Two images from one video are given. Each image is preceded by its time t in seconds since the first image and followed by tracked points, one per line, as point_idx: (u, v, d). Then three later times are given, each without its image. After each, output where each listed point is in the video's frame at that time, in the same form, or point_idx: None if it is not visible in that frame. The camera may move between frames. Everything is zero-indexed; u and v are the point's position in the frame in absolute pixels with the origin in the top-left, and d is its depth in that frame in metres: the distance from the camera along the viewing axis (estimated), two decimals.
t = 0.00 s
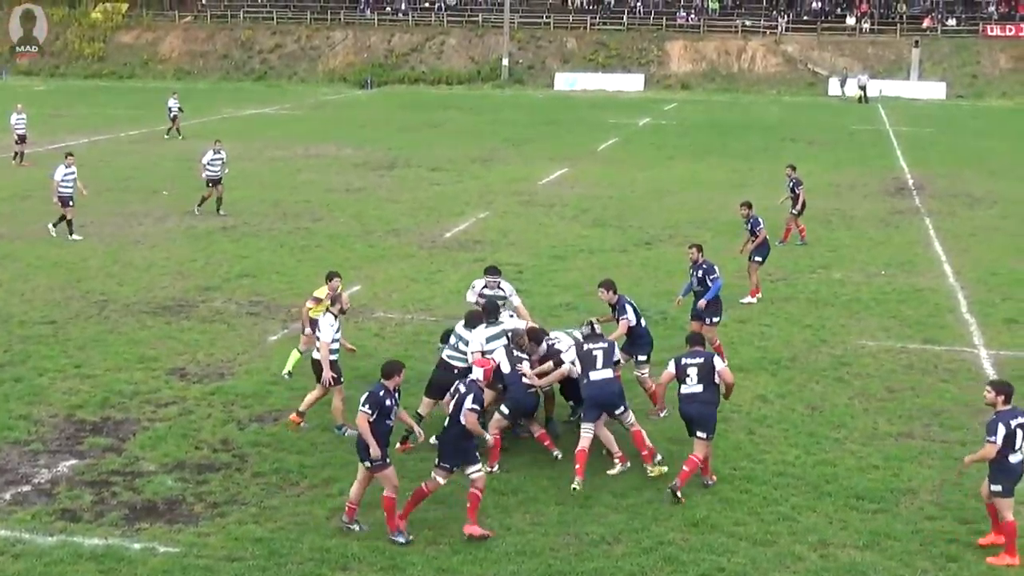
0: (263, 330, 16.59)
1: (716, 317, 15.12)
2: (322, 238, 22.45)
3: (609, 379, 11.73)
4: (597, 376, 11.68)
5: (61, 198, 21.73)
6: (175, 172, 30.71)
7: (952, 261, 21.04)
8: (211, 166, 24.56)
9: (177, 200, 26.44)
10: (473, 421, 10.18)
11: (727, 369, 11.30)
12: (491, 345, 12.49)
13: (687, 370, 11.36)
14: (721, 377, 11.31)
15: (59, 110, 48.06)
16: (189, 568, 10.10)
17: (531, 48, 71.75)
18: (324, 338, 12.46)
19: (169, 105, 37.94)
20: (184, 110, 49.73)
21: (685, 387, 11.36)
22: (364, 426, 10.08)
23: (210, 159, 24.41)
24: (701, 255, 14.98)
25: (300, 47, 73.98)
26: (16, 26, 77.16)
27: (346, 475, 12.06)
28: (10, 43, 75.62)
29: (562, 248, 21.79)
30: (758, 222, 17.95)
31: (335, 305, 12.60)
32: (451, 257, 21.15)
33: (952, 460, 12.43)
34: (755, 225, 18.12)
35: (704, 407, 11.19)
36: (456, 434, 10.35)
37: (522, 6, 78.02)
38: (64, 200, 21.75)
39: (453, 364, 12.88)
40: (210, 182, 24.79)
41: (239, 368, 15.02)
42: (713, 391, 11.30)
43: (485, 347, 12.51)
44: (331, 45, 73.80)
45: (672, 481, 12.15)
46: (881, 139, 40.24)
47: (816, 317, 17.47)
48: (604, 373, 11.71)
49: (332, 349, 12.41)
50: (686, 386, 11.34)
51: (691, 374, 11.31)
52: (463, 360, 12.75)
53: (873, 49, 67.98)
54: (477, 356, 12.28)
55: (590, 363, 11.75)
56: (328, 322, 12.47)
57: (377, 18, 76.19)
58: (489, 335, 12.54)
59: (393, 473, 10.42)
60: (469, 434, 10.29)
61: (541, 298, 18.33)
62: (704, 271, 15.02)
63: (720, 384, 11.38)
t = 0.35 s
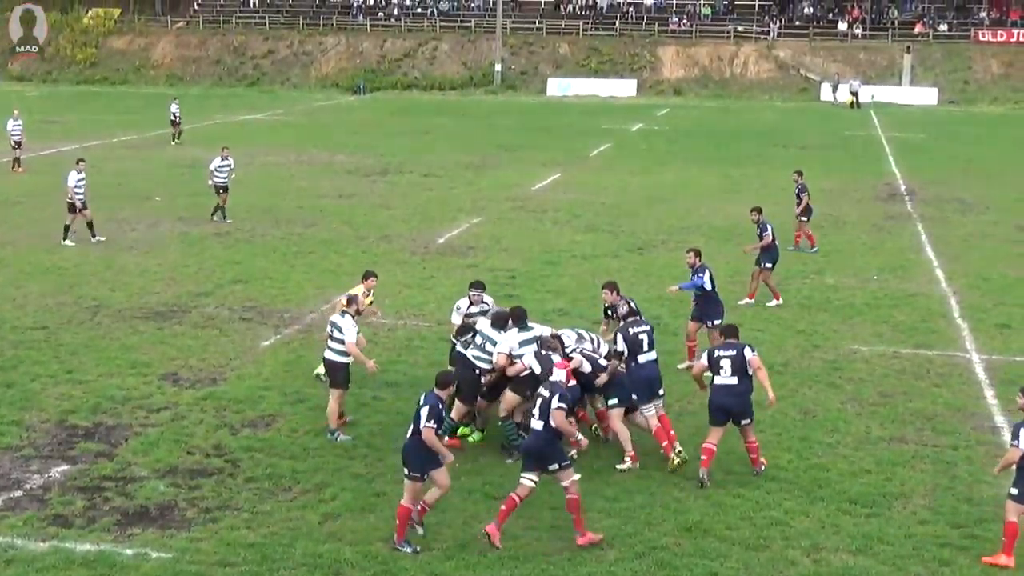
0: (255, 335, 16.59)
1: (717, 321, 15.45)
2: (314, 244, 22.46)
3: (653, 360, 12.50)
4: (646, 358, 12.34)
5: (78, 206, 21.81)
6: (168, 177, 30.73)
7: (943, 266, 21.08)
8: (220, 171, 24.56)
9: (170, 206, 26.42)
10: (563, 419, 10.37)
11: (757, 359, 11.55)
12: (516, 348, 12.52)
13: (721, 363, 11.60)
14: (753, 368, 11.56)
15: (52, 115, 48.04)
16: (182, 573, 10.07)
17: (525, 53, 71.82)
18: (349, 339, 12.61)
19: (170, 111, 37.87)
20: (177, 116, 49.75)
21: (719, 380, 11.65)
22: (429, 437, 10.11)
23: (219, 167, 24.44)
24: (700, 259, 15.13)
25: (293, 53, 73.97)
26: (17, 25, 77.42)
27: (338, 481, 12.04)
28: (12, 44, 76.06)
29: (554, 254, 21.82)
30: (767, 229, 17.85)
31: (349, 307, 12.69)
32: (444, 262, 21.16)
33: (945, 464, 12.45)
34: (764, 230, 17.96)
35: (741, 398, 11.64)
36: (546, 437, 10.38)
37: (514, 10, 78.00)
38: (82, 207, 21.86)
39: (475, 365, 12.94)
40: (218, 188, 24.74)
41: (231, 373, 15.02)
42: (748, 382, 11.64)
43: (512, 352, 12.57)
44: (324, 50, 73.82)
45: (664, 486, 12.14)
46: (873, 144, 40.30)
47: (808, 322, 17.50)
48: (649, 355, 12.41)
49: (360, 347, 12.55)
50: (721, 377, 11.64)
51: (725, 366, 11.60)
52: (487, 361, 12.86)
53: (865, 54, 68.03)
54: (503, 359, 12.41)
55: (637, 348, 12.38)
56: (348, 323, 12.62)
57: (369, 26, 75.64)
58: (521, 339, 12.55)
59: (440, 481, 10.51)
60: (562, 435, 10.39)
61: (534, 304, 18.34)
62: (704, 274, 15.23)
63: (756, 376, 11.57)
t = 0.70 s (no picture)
0: (251, 338, 16.57)
1: (709, 323, 15.51)
2: (309, 247, 22.45)
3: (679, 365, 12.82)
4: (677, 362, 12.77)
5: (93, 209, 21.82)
6: (163, 180, 30.70)
7: (938, 269, 21.11)
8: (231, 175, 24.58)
9: (165, 209, 26.41)
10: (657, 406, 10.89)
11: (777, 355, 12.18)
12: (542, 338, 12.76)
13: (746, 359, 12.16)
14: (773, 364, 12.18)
15: (46, 118, 48.02)
16: None
17: (519, 56, 71.86)
18: (361, 335, 12.76)
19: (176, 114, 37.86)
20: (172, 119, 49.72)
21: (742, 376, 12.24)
22: (490, 439, 10.01)
23: (229, 170, 24.43)
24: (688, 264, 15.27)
25: (288, 55, 73.92)
26: (17, 25, 77.34)
27: (333, 484, 12.02)
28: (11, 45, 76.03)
29: (550, 257, 21.82)
30: (781, 231, 18.18)
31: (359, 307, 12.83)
32: (439, 265, 21.16)
33: (939, 468, 12.46)
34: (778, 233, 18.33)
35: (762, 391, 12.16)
36: (634, 430, 10.58)
37: (510, 13, 78.03)
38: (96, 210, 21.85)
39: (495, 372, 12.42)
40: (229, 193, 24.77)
41: (227, 376, 15.00)
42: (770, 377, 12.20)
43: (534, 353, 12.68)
44: (319, 53, 73.79)
45: (659, 489, 12.15)
46: (868, 148, 40.36)
47: (803, 326, 17.51)
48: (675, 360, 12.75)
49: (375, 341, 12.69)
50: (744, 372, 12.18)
51: (749, 362, 12.14)
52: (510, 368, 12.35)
53: (859, 58, 68.09)
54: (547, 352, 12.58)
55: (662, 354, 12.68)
56: (357, 321, 12.78)
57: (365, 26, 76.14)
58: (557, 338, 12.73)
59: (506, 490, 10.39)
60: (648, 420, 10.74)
61: (530, 307, 18.34)
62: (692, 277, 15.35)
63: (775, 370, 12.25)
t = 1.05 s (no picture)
0: (246, 341, 16.56)
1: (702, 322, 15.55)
2: (304, 249, 22.44)
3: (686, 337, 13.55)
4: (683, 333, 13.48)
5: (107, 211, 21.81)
6: (158, 183, 30.64)
7: (933, 272, 21.12)
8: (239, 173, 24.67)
9: (160, 212, 26.38)
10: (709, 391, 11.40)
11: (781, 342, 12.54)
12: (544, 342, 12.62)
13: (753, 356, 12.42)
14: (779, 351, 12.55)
15: (41, 121, 47.95)
16: None
17: (514, 59, 71.84)
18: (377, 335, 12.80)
19: (178, 116, 37.84)
20: (166, 121, 49.67)
21: (754, 369, 12.50)
22: (567, 435, 10.35)
23: (239, 168, 24.55)
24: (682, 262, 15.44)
25: (282, 58, 73.87)
26: (17, 25, 77.35)
27: (328, 487, 12.01)
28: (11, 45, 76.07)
29: (545, 260, 21.83)
30: (791, 233, 18.42)
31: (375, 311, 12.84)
32: (434, 268, 21.14)
33: (934, 470, 12.48)
34: (789, 235, 18.50)
35: (773, 382, 12.53)
36: (689, 418, 11.05)
37: (504, 16, 78.01)
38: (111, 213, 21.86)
39: (513, 373, 12.53)
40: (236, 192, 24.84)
41: (222, 379, 14.99)
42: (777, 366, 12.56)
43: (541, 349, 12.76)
44: (313, 55, 73.74)
45: (653, 492, 12.15)
46: (863, 150, 40.38)
47: (799, 328, 17.53)
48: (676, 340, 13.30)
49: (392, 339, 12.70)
50: (756, 367, 12.48)
51: (758, 357, 12.42)
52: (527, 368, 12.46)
53: (853, 61, 68.11)
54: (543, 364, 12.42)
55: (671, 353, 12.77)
56: (371, 323, 12.81)
57: (359, 30, 75.66)
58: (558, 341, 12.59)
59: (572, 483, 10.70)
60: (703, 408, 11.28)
61: (525, 310, 18.35)
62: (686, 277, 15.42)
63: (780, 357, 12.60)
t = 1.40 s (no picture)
0: (238, 343, 16.54)
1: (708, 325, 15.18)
2: (295, 251, 22.42)
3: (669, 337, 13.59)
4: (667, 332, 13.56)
5: (117, 212, 21.84)
6: (149, 185, 30.59)
7: (924, 272, 21.16)
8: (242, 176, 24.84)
9: (151, 214, 26.35)
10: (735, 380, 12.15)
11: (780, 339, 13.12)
12: (554, 360, 12.07)
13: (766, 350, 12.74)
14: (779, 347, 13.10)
15: (33, 123, 47.88)
16: None
17: (506, 60, 71.88)
18: (392, 335, 12.87)
19: (179, 119, 37.83)
20: (157, 124, 49.60)
21: (768, 364, 12.79)
22: (623, 423, 10.76)
23: (240, 172, 24.74)
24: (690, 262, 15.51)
25: (274, 60, 73.87)
26: (17, 25, 77.69)
27: (321, 490, 12.00)
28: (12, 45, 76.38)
29: (537, 261, 21.85)
30: (793, 233, 18.40)
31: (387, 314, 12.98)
32: (426, 270, 21.14)
33: (926, 470, 12.50)
34: (790, 235, 18.52)
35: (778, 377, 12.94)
36: (724, 408, 11.73)
37: (496, 17, 77.95)
38: (120, 213, 21.89)
39: (505, 377, 12.45)
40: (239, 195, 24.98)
41: (214, 382, 14.97)
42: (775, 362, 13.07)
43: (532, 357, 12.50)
44: (304, 57, 73.73)
45: (646, 493, 12.16)
46: (854, 151, 40.44)
47: (790, 329, 17.56)
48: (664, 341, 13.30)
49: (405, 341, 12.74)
50: (768, 363, 12.78)
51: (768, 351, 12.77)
52: (518, 373, 12.36)
53: (845, 62, 68.22)
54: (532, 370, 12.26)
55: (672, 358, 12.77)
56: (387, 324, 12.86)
57: (350, 32, 75.80)
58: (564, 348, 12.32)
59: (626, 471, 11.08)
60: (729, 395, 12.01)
61: (518, 311, 18.35)
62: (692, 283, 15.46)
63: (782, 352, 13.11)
